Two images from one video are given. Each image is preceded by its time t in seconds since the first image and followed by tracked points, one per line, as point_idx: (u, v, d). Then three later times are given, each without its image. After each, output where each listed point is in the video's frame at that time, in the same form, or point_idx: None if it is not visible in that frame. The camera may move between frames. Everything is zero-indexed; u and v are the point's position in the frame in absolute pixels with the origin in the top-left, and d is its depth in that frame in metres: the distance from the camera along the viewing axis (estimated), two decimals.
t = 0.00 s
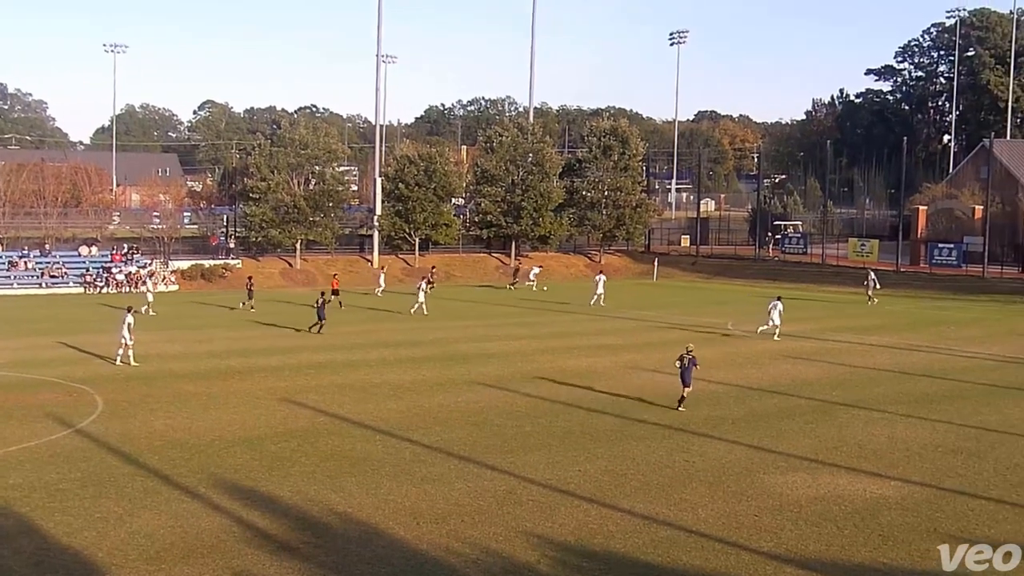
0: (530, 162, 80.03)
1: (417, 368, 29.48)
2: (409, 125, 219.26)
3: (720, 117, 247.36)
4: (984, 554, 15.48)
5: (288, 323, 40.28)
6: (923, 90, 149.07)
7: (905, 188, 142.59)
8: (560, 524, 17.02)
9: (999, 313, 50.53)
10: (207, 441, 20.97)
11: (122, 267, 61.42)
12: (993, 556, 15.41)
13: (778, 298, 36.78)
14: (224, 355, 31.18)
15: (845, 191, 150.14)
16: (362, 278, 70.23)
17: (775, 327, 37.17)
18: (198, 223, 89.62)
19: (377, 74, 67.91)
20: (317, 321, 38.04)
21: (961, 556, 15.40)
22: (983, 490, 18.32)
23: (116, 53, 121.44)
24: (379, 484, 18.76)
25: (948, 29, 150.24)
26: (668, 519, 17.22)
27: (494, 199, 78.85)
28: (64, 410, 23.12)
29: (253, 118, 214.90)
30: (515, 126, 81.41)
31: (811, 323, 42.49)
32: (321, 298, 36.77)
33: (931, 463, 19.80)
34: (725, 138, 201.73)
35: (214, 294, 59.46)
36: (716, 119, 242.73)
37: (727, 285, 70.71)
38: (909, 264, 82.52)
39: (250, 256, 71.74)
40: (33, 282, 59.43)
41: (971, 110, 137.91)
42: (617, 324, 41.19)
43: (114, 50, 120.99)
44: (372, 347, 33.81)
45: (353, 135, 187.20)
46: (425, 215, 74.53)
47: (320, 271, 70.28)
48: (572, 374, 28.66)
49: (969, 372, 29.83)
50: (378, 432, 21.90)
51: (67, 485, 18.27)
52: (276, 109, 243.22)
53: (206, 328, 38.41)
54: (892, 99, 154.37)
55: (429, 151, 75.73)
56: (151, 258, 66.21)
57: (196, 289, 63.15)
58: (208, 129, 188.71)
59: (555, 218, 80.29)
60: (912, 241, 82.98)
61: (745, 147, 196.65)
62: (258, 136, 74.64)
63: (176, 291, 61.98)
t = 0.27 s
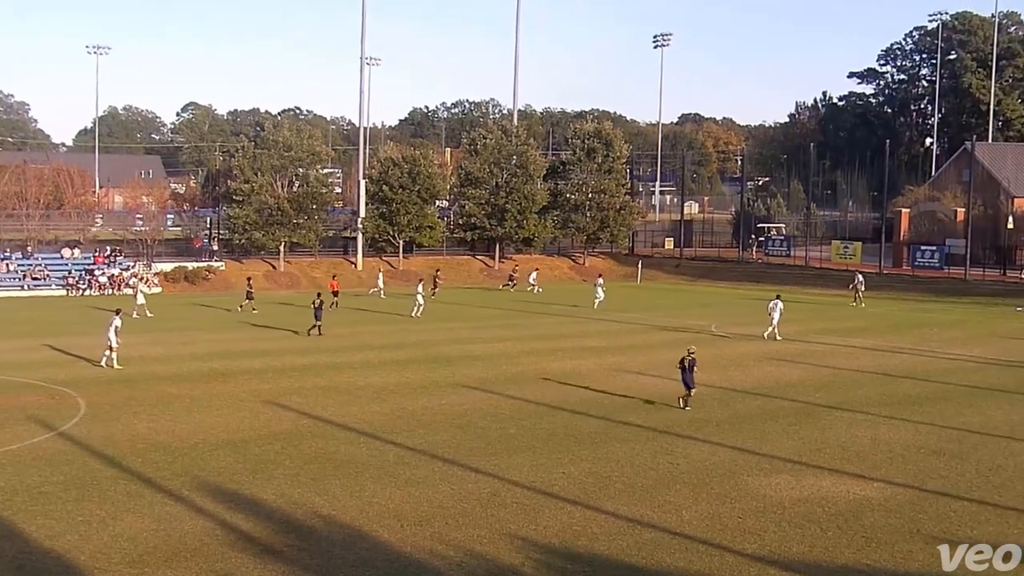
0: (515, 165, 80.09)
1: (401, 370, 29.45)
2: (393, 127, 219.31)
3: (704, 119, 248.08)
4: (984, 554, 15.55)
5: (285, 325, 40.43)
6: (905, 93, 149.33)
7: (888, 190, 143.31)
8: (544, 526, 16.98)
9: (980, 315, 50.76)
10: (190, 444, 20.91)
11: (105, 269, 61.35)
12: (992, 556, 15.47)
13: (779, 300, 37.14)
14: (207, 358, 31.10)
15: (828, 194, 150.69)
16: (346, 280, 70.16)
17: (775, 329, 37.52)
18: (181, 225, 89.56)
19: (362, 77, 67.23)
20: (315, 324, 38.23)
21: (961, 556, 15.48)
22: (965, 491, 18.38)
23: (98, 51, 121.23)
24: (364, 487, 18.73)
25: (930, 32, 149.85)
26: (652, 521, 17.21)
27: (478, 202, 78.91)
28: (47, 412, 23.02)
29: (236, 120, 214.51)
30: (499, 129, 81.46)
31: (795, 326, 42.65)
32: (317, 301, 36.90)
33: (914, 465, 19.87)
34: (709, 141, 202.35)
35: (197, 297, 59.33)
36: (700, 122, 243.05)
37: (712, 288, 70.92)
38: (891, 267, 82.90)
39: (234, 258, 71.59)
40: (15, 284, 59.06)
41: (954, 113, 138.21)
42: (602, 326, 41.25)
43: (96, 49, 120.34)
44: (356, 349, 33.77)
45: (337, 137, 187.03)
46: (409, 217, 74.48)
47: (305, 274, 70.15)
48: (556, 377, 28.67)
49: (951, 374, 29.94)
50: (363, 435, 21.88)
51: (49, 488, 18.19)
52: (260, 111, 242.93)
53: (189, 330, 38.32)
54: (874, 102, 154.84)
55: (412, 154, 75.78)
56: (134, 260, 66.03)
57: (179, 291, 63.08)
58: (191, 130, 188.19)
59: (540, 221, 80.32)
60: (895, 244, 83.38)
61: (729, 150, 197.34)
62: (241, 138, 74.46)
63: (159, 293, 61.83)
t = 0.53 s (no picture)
0: (506, 167, 80.04)
1: (392, 372, 29.41)
2: (384, 129, 219.34)
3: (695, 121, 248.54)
4: (983, 554, 15.61)
5: (288, 327, 40.55)
6: (895, 96, 149.56)
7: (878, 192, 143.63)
8: (535, 528, 16.95)
9: (969, 316, 50.91)
10: (181, 446, 20.87)
11: (96, 271, 61.24)
12: (992, 556, 15.53)
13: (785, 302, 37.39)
14: (198, 360, 31.02)
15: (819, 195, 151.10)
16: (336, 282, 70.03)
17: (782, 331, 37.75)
18: (172, 227, 89.57)
19: (353, 79, 66.85)
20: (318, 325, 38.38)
21: (961, 556, 15.54)
22: (956, 492, 18.41)
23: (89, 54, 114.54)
24: (355, 489, 18.70)
25: (920, 35, 151.32)
26: (643, 523, 17.20)
27: (469, 203, 78.91)
28: (37, 415, 22.95)
29: (227, 121, 214.30)
30: (490, 131, 81.47)
31: (786, 327, 42.68)
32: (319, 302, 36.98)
33: (905, 466, 19.90)
34: (700, 143, 202.67)
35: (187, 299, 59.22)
36: (691, 124, 243.28)
37: (703, 289, 70.99)
38: (881, 268, 83.07)
39: (225, 260, 71.48)
40: (4, 286, 58.90)
41: (944, 115, 138.59)
42: (593, 328, 41.25)
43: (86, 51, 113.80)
44: (347, 351, 33.73)
45: (327, 139, 186.91)
46: (400, 219, 74.42)
47: (296, 275, 69.95)
48: (547, 378, 28.64)
49: (942, 375, 30.00)
50: (354, 437, 21.85)
51: (39, 491, 18.13)
52: (251, 112, 242.74)
53: (180, 332, 38.23)
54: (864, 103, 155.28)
55: (403, 155, 75.78)
56: (125, 261, 65.90)
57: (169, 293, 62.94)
58: (181, 132, 187.91)
59: (530, 223, 80.23)
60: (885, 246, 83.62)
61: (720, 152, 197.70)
62: (233, 140, 74.38)
63: (150, 295, 61.71)
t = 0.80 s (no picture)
0: (497, 168, 80.16)
1: (384, 375, 29.39)
2: (376, 131, 219.43)
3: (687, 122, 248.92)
4: (984, 553, 15.66)
5: (290, 328, 40.69)
6: (885, 97, 149.81)
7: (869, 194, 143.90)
8: (527, 530, 16.94)
9: (959, 317, 51.03)
10: (172, 448, 20.83)
11: (86, 273, 61.23)
12: (992, 556, 15.58)
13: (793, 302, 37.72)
14: (189, 362, 30.98)
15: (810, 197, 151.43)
16: (327, 284, 69.94)
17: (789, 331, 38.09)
18: (163, 229, 89.52)
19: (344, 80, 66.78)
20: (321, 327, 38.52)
21: (961, 555, 15.61)
22: (947, 493, 18.44)
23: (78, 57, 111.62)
24: (347, 491, 18.68)
25: (910, 37, 151.96)
26: (635, 524, 17.20)
27: (460, 205, 78.90)
28: (27, 417, 22.89)
29: (218, 123, 214.07)
30: (481, 132, 81.55)
31: (778, 329, 42.74)
32: (321, 304, 37.08)
33: (896, 468, 19.93)
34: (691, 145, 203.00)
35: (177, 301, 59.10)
36: (682, 125, 243.62)
37: (694, 291, 71.11)
38: (872, 270, 83.24)
39: (216, 262, 71.44)
40: None
41: (934, 117, 138.97)
42: (585, 329, 41.28)
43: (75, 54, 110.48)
44: (338, 353, 33.71)
45: (319, 141, 186.89)
46: (391, 221, 74.42)
47: (287, 277, 69.80)
48: (538, 380, 28.66)
49: (932, 376, 30.05)
50: (345, 439, 21.84)
51: (30, 493, 18.09)
52: (243, 114, 242.59)
53: (170, 334, 38.20)
54: (855, 105, 155.69)
55: (394, 157, 75.73)
56: (116, 263, 65.81)
57: (160, 294, 63.05)
58: (173, 134, 187.59)
59: (522, 225, 80.23)
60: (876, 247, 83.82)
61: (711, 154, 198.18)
62: (224, 142, 74.30)
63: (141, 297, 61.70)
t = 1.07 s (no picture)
0: (491, 170, 80.23)
1: (378, 376, 29.39)
2: (371, 133, 219.59)
3: (680, 124, 249.42)
4: (984, 553, 15.72)
5: (292, 330, 40.80)
6: (879, 99, 150.14)
7: (862, 195, 144.16)
8: (522, 531, 16.93)
9: (952, 319, 51.16)
10: (166, 450, 20.81)
11: (80, 275, 61.21)
12: (993, 556, 15.63)
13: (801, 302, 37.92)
14: (183, 364, 30.96)
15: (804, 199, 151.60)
16: (320, 286, 69.91)
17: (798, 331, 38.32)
18: (156, 230, 89.62)
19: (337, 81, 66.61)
20: (325, 329, 38.64)
21: (961, 555, 15.67)
22: (942, 495, 18.48)
23: (71, 56, 117.83)
24: (341, 493, 18.68)
25: (904, 39, 152.36)
26: (629, 526, 17.20)
27: (454, 207, 78.91)
28: (20, 419, 22.85)
29: (213, 125, 214.00)
30: (475, 134, 81.69)
31: (772, 330, 42.82)
32: (324, 306, 37.18)
33: (890, 469, 19.96)
34: (685, 146, 203.42)
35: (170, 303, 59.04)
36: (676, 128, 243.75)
37: (689, 292, 71.17)
38: (866, 271, 83.34)
39: (210, 264, 71.39)
40: None
41: (928, 119, 139.22)
42: (580, 331, 41.33)
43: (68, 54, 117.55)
44: (332, 354, 33.71)
45: (313, 142, 186.90)
46: (385, 223, 74.37)
47: (281, 279, 69.72)
48: (532, 381, 28.68)
49: (926, 377, 30.11)
50: (339, 441, 21.83)
51: (22, 495, 18.05)
52: (237, 116, 242.64)
53: (164, 336, 38.19)
54: (849, 107, 155.99)
55: (388, 159, 75.75)
56: (109, 265, 65.74)
57: (154, 297, 62.87)
58: (166, 136, 187.08)
59: (516, 226, 80.22)
60: (870, 248, 83.94)
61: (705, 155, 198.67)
62: (217, 143, 74.21)
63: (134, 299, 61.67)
